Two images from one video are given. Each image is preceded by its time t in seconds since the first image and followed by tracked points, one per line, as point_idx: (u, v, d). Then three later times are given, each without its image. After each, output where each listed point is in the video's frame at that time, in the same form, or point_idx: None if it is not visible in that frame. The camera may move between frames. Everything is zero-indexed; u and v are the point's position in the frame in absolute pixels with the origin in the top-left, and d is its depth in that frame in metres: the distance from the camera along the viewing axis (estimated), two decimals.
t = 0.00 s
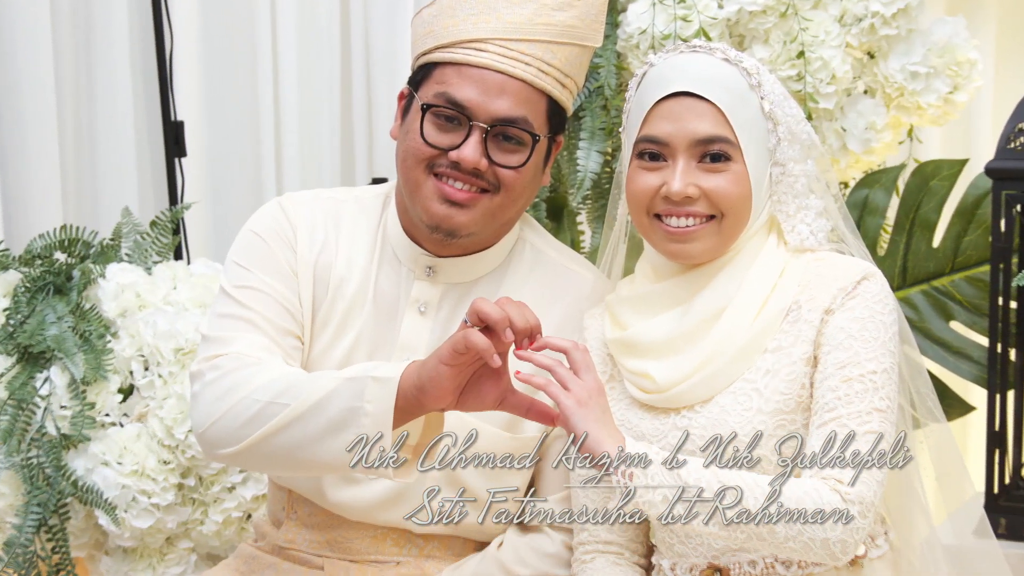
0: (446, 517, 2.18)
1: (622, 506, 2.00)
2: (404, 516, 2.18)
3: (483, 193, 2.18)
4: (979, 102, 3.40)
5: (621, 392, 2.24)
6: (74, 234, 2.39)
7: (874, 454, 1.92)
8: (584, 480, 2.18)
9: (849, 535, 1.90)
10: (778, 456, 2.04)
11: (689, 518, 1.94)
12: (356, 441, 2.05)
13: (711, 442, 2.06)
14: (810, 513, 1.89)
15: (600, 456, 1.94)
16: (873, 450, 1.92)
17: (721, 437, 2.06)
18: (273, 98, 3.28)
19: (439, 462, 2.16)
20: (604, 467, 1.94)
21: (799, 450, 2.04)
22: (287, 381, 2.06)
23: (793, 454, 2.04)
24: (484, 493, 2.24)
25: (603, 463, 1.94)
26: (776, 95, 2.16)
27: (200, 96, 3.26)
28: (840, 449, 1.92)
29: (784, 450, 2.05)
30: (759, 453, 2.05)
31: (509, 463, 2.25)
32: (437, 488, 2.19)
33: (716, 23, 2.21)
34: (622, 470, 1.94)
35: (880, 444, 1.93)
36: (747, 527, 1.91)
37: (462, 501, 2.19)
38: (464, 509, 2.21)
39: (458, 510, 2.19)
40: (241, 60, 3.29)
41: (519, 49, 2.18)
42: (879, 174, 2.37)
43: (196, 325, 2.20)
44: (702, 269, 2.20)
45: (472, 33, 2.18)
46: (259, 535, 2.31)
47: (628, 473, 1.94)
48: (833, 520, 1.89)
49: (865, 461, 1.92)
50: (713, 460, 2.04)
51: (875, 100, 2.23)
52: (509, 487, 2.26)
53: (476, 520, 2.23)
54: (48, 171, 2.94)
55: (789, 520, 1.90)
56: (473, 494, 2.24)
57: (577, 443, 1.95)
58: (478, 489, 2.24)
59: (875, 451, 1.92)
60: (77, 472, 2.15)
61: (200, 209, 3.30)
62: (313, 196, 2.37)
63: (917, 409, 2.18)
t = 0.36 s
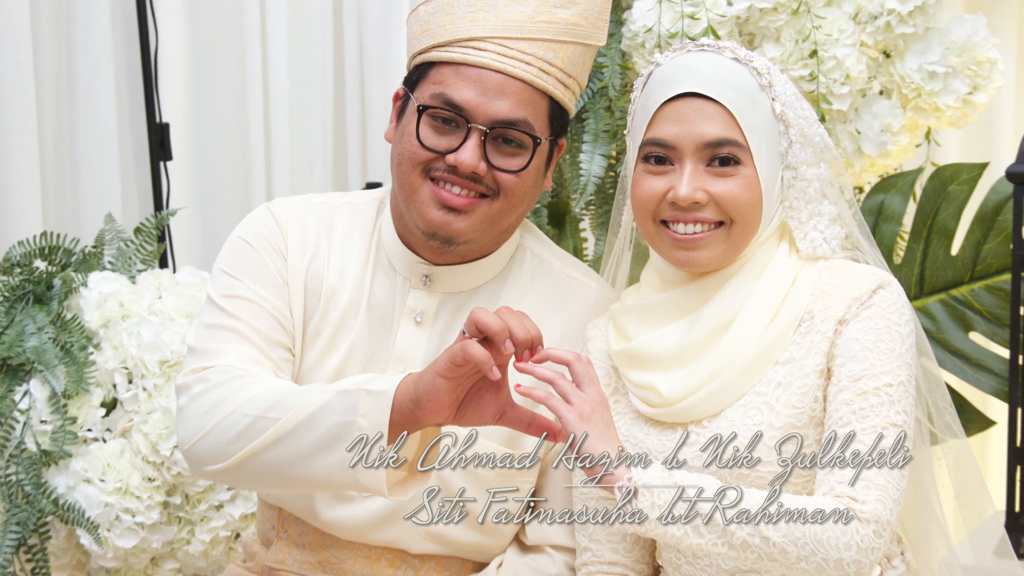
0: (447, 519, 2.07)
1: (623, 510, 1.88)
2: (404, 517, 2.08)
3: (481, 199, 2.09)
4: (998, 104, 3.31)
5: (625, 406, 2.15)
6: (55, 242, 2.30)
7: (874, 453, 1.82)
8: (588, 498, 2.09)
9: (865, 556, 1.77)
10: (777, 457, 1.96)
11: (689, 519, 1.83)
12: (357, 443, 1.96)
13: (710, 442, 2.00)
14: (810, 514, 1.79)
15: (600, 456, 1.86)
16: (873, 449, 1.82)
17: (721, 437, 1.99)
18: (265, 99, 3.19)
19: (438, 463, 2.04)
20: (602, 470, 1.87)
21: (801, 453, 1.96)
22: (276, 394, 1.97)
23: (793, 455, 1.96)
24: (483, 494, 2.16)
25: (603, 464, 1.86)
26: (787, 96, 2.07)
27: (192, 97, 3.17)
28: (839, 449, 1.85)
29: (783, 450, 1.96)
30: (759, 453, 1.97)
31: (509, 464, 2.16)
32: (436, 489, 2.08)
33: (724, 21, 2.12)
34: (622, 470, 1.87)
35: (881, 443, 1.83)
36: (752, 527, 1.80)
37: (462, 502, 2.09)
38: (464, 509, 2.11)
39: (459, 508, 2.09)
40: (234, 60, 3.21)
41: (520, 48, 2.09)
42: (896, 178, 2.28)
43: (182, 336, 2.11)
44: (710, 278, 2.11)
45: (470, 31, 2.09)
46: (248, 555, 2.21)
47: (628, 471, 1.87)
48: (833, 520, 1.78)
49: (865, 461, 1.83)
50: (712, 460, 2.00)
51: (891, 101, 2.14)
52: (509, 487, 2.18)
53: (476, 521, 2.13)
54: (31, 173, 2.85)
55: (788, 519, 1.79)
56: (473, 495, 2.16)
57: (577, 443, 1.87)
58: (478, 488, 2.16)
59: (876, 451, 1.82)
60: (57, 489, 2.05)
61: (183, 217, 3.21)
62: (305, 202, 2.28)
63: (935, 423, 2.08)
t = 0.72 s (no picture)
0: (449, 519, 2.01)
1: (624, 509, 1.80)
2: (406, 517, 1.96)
3: (480, 204, 2.00)
4: (1014, 107, 3.23)
5: (630, 420, 2.06)
6: (36, 250, 2.22)
7: (874, 453, 1.75)
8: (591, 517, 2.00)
9: None
10: (777, 457, 1.88)
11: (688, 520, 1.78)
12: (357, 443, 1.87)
13: (710, 442, 1.93)
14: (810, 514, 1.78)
15: (600, 456, 1.79)
16: (872, 448, 1.75)
17: (721, 437, 1.93)
18: (258, 100, 3.11)
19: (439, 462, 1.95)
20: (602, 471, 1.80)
21: (801, 453, 1.87)
22: (266, 408, 1.89)
23: (793, 456, 1.87)
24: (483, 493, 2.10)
25: (603, 464, 1.79)
26: (799, 97, 1.99)
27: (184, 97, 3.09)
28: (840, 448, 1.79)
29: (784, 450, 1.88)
30: (759, 453, 1.89)
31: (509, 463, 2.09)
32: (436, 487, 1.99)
33: (733, 20, 2.04)
34: (620, 471, 1.82)
35: (880, 443, 1.76)
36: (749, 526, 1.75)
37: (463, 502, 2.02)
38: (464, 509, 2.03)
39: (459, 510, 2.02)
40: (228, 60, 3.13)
41: (520, 47, 2.01)
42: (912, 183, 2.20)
43: (168, 348, 2.02)
44: (718, 287, 2.02)
45: (468, 29, 2.01)
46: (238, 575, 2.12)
47: (626, 472, 1.83)
48: (834, 519, 1.75)
49: (865, 461, 1.76)
50: (712, 460, 1.92)
51: (907, 103, 2.05)
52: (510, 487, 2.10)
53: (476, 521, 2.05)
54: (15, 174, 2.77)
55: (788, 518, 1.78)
56: (472, 495, 2.08)
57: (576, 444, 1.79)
58: (478, 488, 2.08)
59: (877, 451, 1.75)
60: (38, 508, 1.96)
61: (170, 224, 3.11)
62: (296, 208, 2.20)
63: (953, 439, 2.01)
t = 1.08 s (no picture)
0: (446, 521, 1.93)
1: (623, 510, 1.73)
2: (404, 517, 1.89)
3: (479, 211, 1.93)
4: None
5: (635, 434, 1.98)
6: (18, 258, 2.14)
7: (874, 453, 1.70)
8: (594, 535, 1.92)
9: None
10: (777, 457, 1.81)
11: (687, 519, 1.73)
12: (357, 443, 1.79)
13: (711, 443, 1.85)
14: (810, 514, 1.78)
15: (600, 456, 1.73)
16: (872, 448, 1.71)
17: (721, 437, 1.84)
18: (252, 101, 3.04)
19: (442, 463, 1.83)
20: (602, 471, 1.73)
21: (801, 453, 1.80)
22: (256, 423, 1.81)
23: (793, 455, 1.80)
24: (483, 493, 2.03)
25: (603, 464, 1.72)
26: (811, 99, 1.91)
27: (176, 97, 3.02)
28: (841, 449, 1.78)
29: (784, 451, 1.81)
30: (760, 453, 1.82)
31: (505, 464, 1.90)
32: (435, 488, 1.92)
33: (742, 19, 1.96)
34: (620, 472, 1.75)
35: (880, 443, 1.71)
36: (746, 526, 1.71)
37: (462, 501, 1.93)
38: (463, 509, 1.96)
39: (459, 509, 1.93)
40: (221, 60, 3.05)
41: (520, 47, 1.93)
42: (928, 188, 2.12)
43: (155, 360, 1.94)
44: (727, 296, 1.95)
45: (467, 28, 1.93)
46: None
47: (626, 473, 1.76)
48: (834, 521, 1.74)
49: (865, 462, 1.71)
50: (711, 460, 1.86)
51: (923, 105, 1.98)
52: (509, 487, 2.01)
53: (475, 522, 1.99)
54: None
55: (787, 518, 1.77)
56: (472, 495, 2.01)
57: (576, 443, 1.73)
58: (478, 488, 2.02)
59: (877, 451, 1.70)
60: (18, 527, 1.88)
61: (157, 229, 3.02)
62: (287, 214, 2.12)
63: (971, 454, 1.92)
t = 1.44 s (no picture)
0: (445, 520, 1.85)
1: (623, 511, 1.67)
2: (404, 517, 1.83)
3: (477, 217, 1.86)
4: None
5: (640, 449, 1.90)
6: None
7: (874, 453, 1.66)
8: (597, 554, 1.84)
9: None
10: (777, 457, 1.75)
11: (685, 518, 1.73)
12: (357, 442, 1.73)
13: (711, 443, 1.77)
14: (809, 514, 1.73)
15: (600, 456, 1.67)
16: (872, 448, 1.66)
17: (721, 436, 1.77)
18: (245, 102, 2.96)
19: (445, 462, 1.73)
20: (601, 472, 1.67)
21: (802, 453, 1.74)
22: (246, 437, 1.74)
23: (793, 455, 1.75)
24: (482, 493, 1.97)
25: (603, 464, 1.67)
26: (823, 101, 1.84)
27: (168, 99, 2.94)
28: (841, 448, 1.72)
29: (783, 451, 1.76)
30: (760, 453, 1.77)
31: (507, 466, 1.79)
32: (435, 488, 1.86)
33: (752, 17, 1.89)
34: (619, 472, 1.69)
35: (881, 443, 1.66)
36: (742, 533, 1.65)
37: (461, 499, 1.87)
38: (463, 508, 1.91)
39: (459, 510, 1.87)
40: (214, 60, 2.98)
41: (521, 46, 1.86)
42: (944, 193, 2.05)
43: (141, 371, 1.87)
44: (735, 306, 1.87)
45: (465, 27, 1.86)
46: None
47: (625, 473, 1.70)
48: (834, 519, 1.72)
49: (866, 461, 1.68)
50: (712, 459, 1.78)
51: (939, 107, 1.91)
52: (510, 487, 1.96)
53: (475, 521, 1.93)
54: None
55: (788, 519, 1.73)
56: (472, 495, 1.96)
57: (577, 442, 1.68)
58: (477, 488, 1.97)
59: (878, 451, 1.66)
60: None
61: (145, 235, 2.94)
62: (278, 220, 2.05)
63: (989, 471, 1.85)
